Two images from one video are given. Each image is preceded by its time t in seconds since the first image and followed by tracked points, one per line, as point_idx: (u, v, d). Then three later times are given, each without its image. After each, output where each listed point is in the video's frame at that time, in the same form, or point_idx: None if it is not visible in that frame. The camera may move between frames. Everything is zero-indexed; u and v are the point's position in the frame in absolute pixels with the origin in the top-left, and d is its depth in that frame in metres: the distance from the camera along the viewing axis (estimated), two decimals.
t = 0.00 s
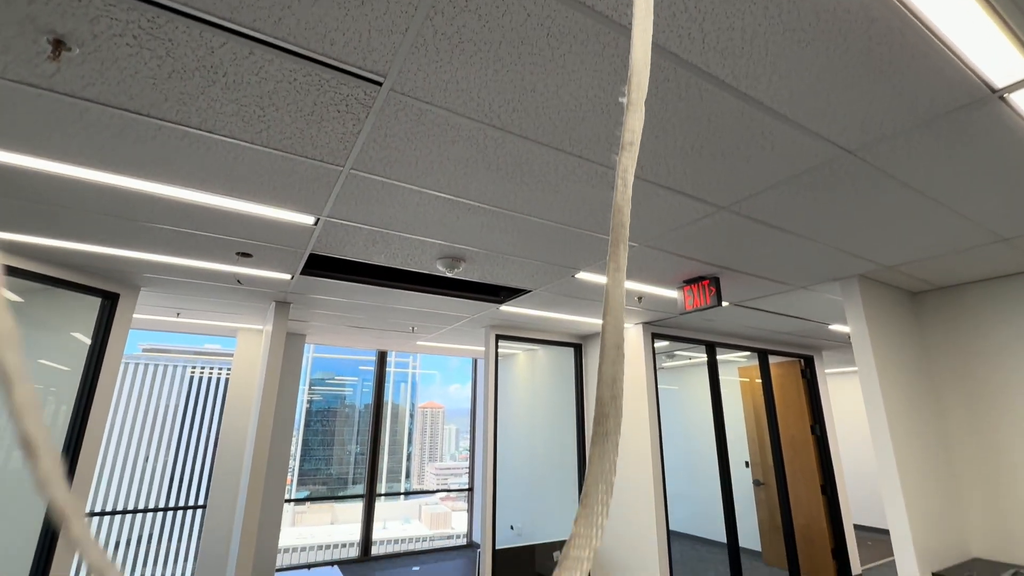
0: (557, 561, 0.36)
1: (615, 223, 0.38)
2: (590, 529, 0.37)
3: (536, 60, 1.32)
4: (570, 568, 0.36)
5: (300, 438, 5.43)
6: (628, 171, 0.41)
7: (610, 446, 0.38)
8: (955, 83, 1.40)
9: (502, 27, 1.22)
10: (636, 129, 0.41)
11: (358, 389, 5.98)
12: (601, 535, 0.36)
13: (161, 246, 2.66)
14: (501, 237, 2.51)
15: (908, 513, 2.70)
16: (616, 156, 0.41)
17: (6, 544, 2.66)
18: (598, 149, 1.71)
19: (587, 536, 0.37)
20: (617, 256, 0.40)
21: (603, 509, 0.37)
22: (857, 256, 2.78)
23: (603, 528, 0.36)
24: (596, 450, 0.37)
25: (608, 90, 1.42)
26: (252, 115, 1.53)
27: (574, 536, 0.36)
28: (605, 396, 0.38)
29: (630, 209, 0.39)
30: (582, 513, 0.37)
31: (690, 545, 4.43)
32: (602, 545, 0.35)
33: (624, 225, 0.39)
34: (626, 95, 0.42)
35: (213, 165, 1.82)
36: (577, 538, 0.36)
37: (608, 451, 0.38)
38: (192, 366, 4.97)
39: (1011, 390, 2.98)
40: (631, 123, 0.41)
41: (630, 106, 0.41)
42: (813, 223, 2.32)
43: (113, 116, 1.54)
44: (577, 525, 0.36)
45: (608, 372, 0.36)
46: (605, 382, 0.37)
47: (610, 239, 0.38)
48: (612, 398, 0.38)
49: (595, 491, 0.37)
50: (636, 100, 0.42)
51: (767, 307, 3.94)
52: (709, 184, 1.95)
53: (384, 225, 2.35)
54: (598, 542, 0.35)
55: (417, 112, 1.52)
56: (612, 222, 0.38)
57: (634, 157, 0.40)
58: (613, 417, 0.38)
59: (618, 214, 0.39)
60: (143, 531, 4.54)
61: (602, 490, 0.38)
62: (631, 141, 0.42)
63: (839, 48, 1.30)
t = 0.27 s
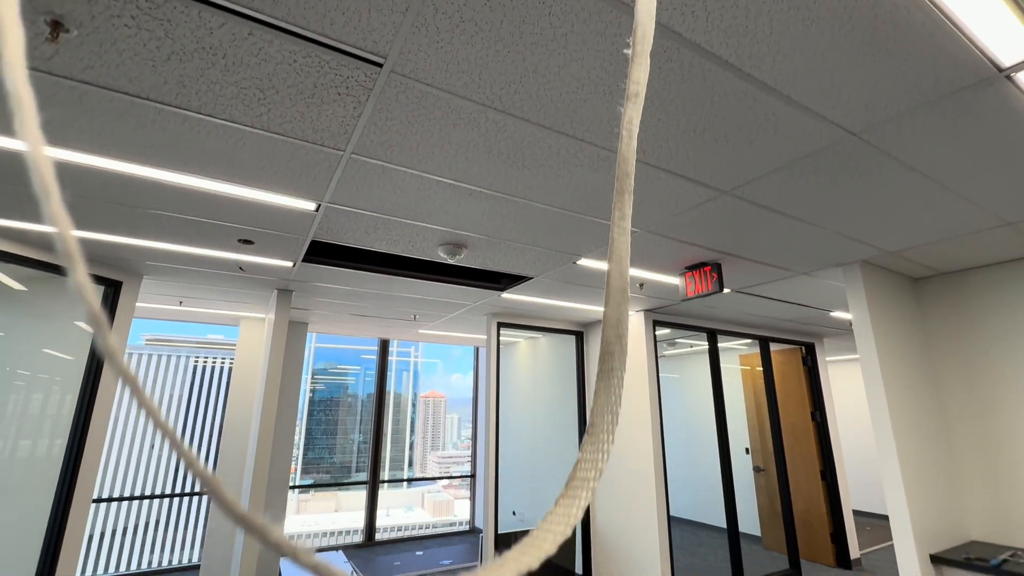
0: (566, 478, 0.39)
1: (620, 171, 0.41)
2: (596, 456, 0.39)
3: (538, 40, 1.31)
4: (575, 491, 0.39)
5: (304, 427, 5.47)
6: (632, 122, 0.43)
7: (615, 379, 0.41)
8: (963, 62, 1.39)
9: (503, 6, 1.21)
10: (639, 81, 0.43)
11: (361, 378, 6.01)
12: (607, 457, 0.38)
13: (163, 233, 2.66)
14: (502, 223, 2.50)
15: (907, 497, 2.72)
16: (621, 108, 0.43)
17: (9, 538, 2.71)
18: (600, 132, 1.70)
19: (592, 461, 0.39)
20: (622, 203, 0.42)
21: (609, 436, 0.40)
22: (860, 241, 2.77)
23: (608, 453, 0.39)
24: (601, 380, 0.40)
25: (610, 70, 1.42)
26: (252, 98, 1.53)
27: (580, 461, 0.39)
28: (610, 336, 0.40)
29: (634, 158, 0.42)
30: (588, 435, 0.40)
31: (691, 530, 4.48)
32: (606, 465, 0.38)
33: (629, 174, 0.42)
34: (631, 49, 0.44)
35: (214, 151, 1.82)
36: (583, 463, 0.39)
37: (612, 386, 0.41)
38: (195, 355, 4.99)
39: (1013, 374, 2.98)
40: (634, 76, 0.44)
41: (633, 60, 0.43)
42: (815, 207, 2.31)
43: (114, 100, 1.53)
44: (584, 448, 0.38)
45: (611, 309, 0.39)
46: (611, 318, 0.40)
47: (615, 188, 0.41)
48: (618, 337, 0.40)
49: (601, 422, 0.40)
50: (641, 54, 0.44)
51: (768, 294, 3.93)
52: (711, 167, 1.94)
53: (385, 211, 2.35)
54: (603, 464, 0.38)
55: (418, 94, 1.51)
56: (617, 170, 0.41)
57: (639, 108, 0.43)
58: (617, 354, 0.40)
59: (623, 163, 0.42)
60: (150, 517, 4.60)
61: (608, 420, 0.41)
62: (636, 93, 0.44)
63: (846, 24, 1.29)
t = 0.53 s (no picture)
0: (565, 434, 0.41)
1: (617, 148, 0.42)
2: (594, 416, 0.41)
3: (538, 26, 1.31)
4: (573, 446, 0.41)
5: (306, 418, 5.51)
6: (630, 99, 0.44)
7: (613, 347, 0.41)
8: (966, 48, 1.38)
9: None
10: (639, 57, 0.44)
11: (363, 370, 6.04)
12: (603, 417, 0.40)
13: (164, 224, 2.67)
14: (503, 214, 2.50)
15: (906, 484, 2.74)
16: (620, 85, 0.44)
17: (16, 530, 2.76)
18: (600, 121, 1.70)
19: (590, 420, 0.41)
20: (621, 179, 0.43)
21: (606, 396, 0.42)
22: (860, 231, 2.76)
23: (605, 413, 0.41)
24: (598, 347, 0.41)
25: (610, 58, 1.41)
26: (252, 88, 1.53)
27: (578, 420, 0.41)
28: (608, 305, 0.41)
29: (633, 133, 0.42)
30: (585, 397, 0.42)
31: (691, 519, 4.52)
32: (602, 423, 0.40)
33: (627, 150, 0.43)
34: (630, 28, 0.45)
35: (214, 141, 1.82)
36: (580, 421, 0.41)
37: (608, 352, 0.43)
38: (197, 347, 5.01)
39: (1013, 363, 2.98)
40: (633, 54, 0.44)
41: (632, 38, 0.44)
42: (816, 197, 2.31)
43: (114, 90, 1.53)
44: (581, 407, 0.40)
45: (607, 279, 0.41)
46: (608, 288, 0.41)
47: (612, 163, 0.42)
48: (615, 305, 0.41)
49: (598, 384, 0.42)
50: (640, 32, 0.45)
51: (769, 284, 3.93)
52: (712, 156, 1.93)
53: (385, 201, 2.35)
54: (600, 422, 0.40)
55: (418, 83, 1.51)
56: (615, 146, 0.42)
57: (637, 85, 0.43)
58: (616, 323, 0.41)
59: (620, 139, 0.43)
60: (156, 507, 4.65)
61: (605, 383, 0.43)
62: (635, 70, 0.44)
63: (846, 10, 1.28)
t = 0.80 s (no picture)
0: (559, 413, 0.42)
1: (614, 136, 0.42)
2: (588, 397, 0.43)
3: (537, 17, 1.31)
4: (568, 424, 0.42)
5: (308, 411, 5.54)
6: (627, 88, 0.44)
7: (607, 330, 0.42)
8: (968, 39, 1.37)
9: None
10: (635, 48, 0.44)
11: (363, 364, 6.06)
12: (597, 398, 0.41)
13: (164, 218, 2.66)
14: (503, 207, 2.50)
15: (904, 476, 2.76)
16: (617, 74, 0.44)
17: (20, 522, 2.77)
18: (600, 114, 1.70)
19: (584, 401, 0.43)
20: (617, 168, 0.44)
21: (601, 376, 0.43)
22: (861, 223, 2.76)
23: (599, 393, 0.42)
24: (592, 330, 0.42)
25: (610, 50, 1.41)
26: (251, 80, 1.53)
27: (572, 401, 0.43)
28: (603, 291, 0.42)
29: (630, 123, 0.43)
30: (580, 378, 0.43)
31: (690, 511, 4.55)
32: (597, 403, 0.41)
33: (623, 139, 0.43)
34: (626, 16, 0.45)
35: (213, 134, 1.81)
36: (575, 402, 0.43)
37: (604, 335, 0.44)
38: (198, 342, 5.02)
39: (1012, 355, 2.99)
40: (630, 44, 0.44)
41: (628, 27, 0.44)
42: (816, 189, 2.30)
43: (113, 82, 1.53)
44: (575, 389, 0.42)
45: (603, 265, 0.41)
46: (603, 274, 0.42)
47: (609, 152, 0.42)
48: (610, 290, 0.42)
49: (593, 367, 0.43)
50: (636, 22, 0.45)
51: (769, 277, 3.93)
52: (712, 148, 1.93)
53: (385, 194, 2.35)
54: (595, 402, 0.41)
55: (418, 75, 1.50)
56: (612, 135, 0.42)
57: (634, 74, 0.43)
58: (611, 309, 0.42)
59: (617, 128, 0.43)
60: (158, 500, 4.68)
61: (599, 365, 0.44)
62: (631, 60, 0.44)
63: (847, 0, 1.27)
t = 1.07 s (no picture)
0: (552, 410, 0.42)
1: (608, 137, 0.43)
2: (580, 394, 0.43)
3: (536, 12, 1.30)
4: (561, 422, 0.43)
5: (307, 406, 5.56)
6: (621, 91, 0.44)
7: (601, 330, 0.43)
8: (967, 34, 1.37)
9: None
10: (630, 50, 0.44)
11: (363, 359, 6.06)
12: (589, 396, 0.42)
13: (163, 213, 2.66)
14: (502, 203, 2.50)
15: (900, 470, 2.77)
16: (611, 76, 0.44)
17: (20, 517, 2.79)
18: (599, 109, 1.70)
19: (577, 398, 0.43)
20: (611, 170, 0.44)
21: (593, 375, 0.43)
22: (859, 219, 2.76)
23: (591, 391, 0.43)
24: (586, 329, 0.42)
25: (608, 46, 1.41)
26: (248, 75, 1.52)
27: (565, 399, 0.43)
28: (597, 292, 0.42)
29: (624, 125, 0.43)
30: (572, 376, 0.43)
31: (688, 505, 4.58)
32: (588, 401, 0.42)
33: (617, 140, 0.44)
34: (621, 18, 0.45)
35: (211, 129, 1.81)
36: (568, 400, 0.43)
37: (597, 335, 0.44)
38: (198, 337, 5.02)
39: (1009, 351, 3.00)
40: (625, 45, 0.44)
41: (623, 30, 0.44)
42: (815, 185, 2.30)
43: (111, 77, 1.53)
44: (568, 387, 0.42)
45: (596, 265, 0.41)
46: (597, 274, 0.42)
47: (603, 153, 0.43)
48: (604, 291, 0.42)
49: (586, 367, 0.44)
50: (631, 24, 0.45)
51: (767, 273, 3.94)
52: (711, 144, 1.93)
53: (384, 190, 2.35)
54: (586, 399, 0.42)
55: (416, 70, 1.50)
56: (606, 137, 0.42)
57: (628, 76, 0.43)
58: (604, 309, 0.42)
59: (611, 130, 0.43)
60: (158, 494, 4.70)
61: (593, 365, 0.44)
62: (625, 61, 0.44)
63: None
